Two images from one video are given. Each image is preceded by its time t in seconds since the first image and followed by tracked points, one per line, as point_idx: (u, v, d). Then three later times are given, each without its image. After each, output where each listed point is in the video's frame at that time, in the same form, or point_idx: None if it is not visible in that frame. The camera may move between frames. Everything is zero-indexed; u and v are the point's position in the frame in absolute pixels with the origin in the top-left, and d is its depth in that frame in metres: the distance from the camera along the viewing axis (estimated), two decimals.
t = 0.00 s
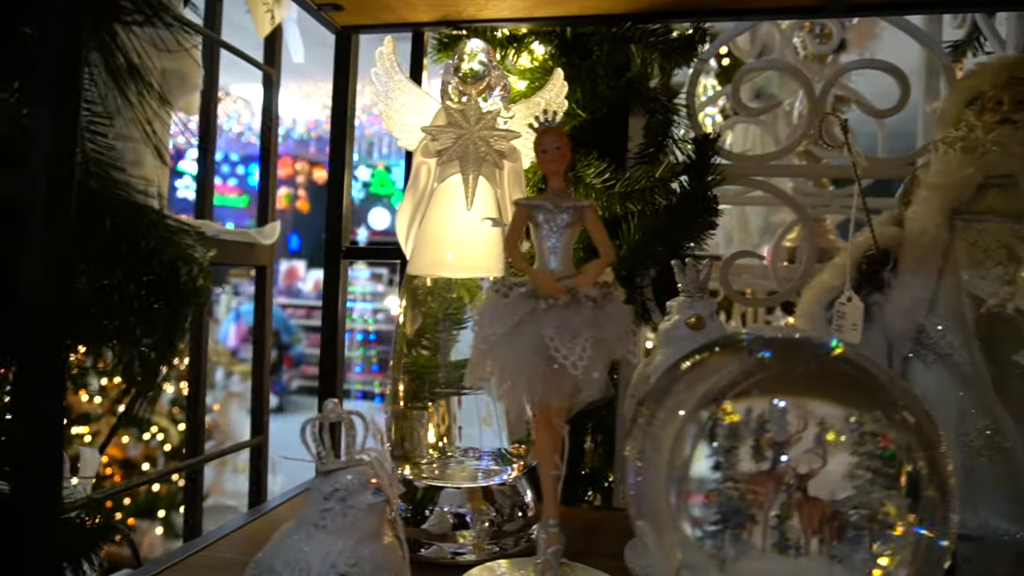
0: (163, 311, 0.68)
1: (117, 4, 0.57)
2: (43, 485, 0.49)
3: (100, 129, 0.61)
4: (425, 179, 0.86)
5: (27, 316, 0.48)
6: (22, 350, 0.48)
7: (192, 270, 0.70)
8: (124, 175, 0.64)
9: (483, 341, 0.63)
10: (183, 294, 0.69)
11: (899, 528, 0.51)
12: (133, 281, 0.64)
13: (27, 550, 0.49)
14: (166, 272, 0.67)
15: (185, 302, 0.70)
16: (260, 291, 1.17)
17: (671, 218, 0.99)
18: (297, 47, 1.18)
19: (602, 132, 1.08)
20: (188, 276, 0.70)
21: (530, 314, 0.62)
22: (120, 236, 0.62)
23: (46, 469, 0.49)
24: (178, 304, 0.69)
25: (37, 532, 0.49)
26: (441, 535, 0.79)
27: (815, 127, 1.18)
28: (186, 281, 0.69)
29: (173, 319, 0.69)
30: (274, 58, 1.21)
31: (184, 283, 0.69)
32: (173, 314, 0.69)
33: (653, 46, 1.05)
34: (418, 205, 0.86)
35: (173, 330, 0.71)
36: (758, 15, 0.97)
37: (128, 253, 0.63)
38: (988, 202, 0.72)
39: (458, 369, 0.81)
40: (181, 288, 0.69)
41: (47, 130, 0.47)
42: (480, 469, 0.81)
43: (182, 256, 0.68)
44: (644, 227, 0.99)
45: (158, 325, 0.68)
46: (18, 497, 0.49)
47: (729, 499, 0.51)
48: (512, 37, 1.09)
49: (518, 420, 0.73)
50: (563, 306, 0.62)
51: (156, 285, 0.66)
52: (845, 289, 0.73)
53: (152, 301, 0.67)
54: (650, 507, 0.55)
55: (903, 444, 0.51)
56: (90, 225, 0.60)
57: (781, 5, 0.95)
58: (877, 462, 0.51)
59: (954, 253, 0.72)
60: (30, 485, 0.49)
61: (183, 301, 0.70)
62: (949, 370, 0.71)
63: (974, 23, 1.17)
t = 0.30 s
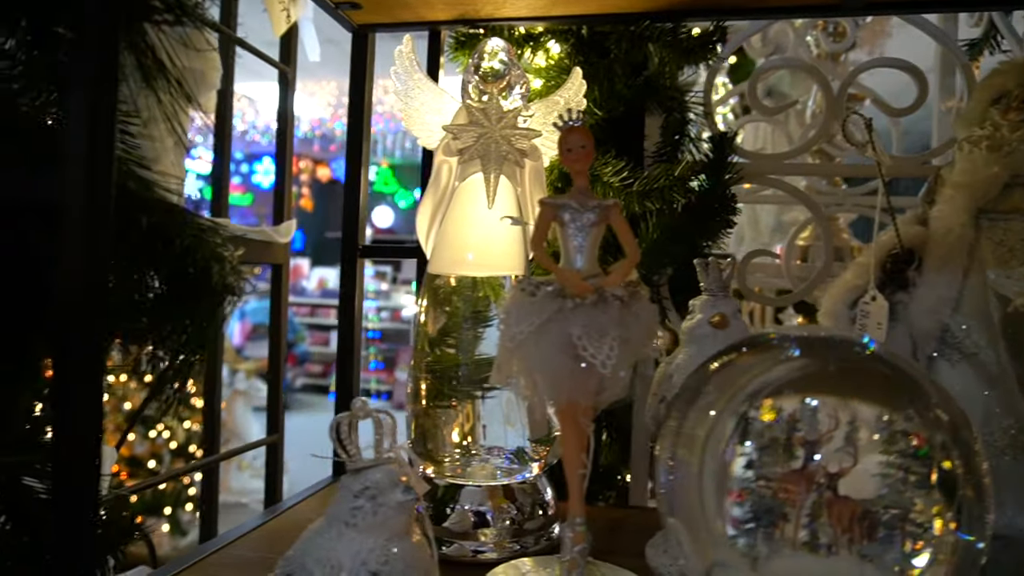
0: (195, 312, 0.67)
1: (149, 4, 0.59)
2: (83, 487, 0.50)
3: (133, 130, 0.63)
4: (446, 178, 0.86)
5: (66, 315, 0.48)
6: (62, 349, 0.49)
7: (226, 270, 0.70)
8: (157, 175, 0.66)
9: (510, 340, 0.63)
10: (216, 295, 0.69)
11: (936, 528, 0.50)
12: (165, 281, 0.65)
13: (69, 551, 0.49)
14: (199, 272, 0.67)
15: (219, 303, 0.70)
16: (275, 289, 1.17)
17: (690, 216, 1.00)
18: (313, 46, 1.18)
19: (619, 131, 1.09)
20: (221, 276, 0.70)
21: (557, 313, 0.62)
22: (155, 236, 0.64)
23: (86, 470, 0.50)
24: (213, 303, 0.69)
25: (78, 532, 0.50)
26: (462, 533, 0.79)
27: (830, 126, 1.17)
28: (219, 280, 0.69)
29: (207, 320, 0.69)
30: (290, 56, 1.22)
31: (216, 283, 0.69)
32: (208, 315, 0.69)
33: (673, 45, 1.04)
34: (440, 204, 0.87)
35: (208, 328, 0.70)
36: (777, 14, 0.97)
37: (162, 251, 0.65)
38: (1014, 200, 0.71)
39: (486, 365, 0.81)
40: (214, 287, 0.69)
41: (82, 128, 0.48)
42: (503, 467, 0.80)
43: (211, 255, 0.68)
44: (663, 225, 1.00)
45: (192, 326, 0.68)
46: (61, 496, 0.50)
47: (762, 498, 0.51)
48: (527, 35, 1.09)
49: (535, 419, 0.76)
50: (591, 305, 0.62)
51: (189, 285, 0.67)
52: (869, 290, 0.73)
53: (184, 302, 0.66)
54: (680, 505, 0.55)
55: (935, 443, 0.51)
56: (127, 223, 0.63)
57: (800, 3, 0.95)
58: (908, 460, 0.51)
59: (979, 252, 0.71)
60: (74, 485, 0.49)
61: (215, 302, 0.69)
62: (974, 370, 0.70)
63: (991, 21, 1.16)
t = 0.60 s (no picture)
0: (228, 312, 0.66)
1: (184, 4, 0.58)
2: (123, 488, 0.50)
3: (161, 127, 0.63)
4: (471, 176, 0.86)
5: (109, 318, 0.49)
6: (103, 352, 0.49)
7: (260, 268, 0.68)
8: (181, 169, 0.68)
9: (540, 339, 0.63)
10: (253, 294, 0.67)
11: (983, 530, 0.50)
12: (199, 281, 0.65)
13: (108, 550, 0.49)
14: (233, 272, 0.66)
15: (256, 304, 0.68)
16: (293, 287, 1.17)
17: (711, 215, 1.00)
18: (331, 44, 1.18)
19: (638, 130, 1.09)
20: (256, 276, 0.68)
21: (588, 312, 0.62)
22: (194, 235, 0.65)
23: (126, 471, 0.50)
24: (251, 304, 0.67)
25: (118, 533, 0.49)
26: (486, 531, 0.80)
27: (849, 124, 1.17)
28: (255, 280, 0.67)
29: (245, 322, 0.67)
30: (308, 55, 1.22)
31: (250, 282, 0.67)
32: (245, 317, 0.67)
33: (695, 44, 1.04)
34: (464, 202, 0.87)
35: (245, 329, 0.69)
36: (800, 12, 0.96)
37: (199, 250, 0.65)
38: None
39: (516, 362, 0.81)
40: (250, 287, 0.67)
41: (127, 130, 0.48)
42: (529, 465, 0.80)
43: (244, 254, 0.66)
44: (683, 223, 0.99)
45: (226, 326, 0.66)
46: (99, 497, 0.50)
47: (800, 498, 0.51)
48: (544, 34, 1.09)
49: (558, 414, 0.79)
50: (622, 304, 0.62)
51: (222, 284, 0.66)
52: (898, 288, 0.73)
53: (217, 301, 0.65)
54: (715, 504, 0.55)
55: (976, 445, 0.50)
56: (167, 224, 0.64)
57: (822, 2, 0.94)
58: (946, 460, 0.50)
59: (1008, 251, 0.72)
60: (113, 486, 0.49)
61: (251, 303, 0.67)
62: (1003, 369, 0.70)
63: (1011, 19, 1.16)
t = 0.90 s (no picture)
0: (250, 308, 0.68)
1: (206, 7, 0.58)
2: (149, 484, 0.50)
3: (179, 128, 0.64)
4: (485, 175, 0.86)
5: (137, 319, 0.49)
6: (130, 352, 0.49)
7: (282, 266, 0.70)
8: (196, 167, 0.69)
9: (559, 336, 0.63)
10: (274, 291, 0.69)
11: (1009, 527, 0.49)
12: (218, 279, 0.66)
13: (134, 546, 0.49)
14: (255, 269, 0.68)
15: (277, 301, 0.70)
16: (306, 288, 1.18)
17: (722, 214, 1.00)
18: (342, 42, 1.18)
19: (650, 128, 1.09)
20: (277, 273, 0.69)
21: (607, 310, 0.62)
22: (217, 231, 0.67)
23: (151, 467, 0.50)
24: (272, 300, 0.69)
25: (145, 526, 0.50)
26: (502, 529, 0.79)
27: (863, 122, 1.17)
28: (275, 277, 0.69)
29: (266, 317, 0.69)
30: (319, 53, 1.22)
31: (271, 278, 0.69)
32: (266, 313, 0.69)
33: (708, 44, 1.04)
34: (478, 202, 0.87)
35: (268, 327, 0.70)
36: (814, 9, 0.96)
37: (223, 246, 0.67)
38: None
39: (533, 359, 0.81)
40: (271, 283, 0.69)
41: (152, 129, 0.48)
42: (547, 463, 0.80)
43: (266, 250, 0.69)
44: (697, 221, 1.00)
45: (248, 323, 0.67)
46: (125, 494, 0.50)
47: (823, 495, 0.51)
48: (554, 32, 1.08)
49: (574, 412, 0.79)
50: (642, 301, 0.62)
51: (243, 280, 0.68)
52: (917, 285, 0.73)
53: (242, 297, 0.68)
54: (735, 503, 0.56)
55: (1000, 443, 0.50)
56: (192, 219, 0.66)
57: None
58: (972, 456, 0.49)
59: None
60: (139, 482, 0.49)
61: (273, 300, 0.69)
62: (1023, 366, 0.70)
63: None
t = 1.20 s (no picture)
0: (270, 299, 0.75)
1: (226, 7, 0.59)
2: (175, 477, 0.50)
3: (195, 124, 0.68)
4: (497, 172, 0.86)
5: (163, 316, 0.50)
6: (158, 351, 0.50)
7: (300, 262, 0.77)
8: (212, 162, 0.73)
9: (574, 332, 0.64)
10: (293, 284, 0.77)
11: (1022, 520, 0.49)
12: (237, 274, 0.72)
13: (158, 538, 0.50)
14: (274, 263, 0.75)
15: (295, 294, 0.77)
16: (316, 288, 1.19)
17: (730, 212, 1.00)
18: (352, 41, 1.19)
19: (658, 127, 1.10)
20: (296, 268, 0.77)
21: (622, 306, 0.63)
22: (239, 228, 0.73)
23: (176, 461, 0.50)
24: (289, 293, 0.76)
25: (170, 517, 0.50)
26: (514, 523, 0.80)
27: (871, 121, 1.17)
28: (293, 272, 0.76)
29: (284, 307, 0.76)
30: (329, 53, 1.22)
31: (292, 273, 0.76)
32: (285, 304, 0.76)
33: (718, 42, 1.05)
34: (491, 199, 0.87)
35: (282, 319, 0.77)
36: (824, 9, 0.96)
37: (244, 242, 0.73)
38: None
39: (547, 356, 0.82)
40: (289, 278, 0.76)
41: (179, 126, 0.49)
42: (561, 459, 0.80)
43: (286, 246, 0.75)
44: (706, 220, 1.00)
45: (268, 312, 0.75)
46: (150, 487, 0.50)
47: (837, 488, 0.52)
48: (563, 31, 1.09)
49: (587, 409, 0.80)
50: (657, 297, 0.63)
51: (262, 274, 0.74)
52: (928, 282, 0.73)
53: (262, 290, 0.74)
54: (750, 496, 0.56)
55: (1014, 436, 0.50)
56: (216, 216, 0.72)
57: None
58: (985, 450, 0.50)
59: None
60: (164, 476, 0.50)
61: (292, 293, 0.77)
62: None
63: None
